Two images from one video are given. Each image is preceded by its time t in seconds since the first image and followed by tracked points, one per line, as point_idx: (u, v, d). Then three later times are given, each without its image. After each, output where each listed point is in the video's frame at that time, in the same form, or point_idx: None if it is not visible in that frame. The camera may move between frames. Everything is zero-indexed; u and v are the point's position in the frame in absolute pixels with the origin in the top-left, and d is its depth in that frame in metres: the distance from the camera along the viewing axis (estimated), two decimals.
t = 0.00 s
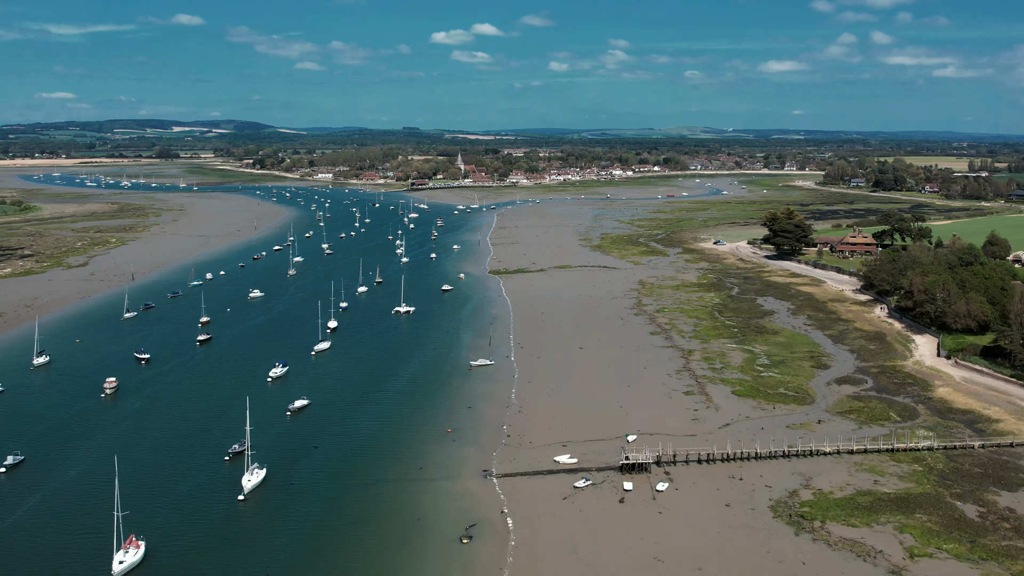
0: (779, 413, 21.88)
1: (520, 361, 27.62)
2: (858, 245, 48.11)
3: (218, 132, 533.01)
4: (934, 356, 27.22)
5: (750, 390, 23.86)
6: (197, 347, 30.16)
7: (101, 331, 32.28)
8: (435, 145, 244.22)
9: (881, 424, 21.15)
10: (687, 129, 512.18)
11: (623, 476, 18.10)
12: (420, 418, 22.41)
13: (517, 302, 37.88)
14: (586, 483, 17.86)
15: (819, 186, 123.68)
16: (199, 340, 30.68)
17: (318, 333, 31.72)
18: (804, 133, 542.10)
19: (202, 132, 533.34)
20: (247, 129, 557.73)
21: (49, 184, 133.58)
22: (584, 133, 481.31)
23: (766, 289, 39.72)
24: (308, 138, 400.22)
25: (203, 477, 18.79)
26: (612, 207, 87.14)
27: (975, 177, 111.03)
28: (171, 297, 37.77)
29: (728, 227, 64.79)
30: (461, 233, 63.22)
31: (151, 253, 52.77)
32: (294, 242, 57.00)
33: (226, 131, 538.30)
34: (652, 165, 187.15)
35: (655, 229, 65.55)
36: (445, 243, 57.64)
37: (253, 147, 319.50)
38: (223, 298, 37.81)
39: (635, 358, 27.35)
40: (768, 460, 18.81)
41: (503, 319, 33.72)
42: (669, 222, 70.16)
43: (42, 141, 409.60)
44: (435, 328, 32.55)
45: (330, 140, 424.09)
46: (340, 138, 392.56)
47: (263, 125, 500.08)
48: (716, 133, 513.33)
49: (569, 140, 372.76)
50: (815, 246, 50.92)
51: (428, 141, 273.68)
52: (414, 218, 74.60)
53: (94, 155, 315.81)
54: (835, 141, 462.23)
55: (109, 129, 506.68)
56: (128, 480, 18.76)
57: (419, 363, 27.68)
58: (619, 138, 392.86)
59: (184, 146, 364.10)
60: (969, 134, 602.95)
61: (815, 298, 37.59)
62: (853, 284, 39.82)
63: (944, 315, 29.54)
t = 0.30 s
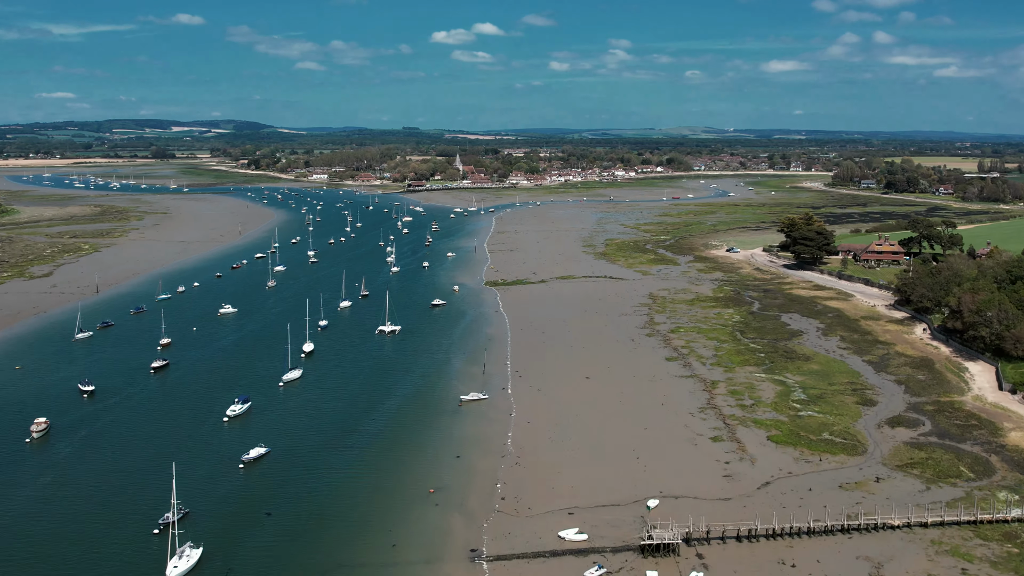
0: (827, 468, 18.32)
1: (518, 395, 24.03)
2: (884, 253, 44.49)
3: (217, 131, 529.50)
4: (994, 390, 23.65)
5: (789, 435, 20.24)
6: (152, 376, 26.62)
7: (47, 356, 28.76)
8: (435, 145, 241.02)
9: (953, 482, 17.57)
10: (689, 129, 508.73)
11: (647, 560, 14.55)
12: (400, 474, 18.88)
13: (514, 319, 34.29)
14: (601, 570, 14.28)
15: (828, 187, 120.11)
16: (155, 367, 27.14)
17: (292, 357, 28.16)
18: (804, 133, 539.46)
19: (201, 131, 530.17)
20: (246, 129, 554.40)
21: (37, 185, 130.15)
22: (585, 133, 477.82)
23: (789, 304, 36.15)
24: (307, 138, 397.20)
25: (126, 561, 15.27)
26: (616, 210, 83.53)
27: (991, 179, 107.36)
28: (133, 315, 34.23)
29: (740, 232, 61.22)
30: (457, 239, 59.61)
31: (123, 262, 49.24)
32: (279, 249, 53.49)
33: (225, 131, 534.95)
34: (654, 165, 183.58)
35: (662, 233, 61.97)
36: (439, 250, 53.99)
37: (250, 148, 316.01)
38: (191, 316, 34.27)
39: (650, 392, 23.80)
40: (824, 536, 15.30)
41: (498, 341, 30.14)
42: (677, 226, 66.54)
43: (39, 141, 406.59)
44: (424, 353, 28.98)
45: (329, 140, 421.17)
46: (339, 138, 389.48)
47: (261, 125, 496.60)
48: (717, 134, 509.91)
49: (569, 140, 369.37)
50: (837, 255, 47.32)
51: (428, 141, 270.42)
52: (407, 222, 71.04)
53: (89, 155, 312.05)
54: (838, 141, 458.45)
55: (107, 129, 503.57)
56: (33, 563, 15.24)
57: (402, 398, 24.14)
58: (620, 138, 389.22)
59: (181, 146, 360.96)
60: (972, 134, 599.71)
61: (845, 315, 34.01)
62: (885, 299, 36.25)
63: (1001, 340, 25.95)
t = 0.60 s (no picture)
0: (899, 550, 14.68)
1: (515, 442, 20.34)
2: (915, 263, 40.81)
3: (215, 131, 525.69)
4: None
5: (845, 501, 16.61)
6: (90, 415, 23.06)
7: None
8: (434, 145, 237.73)
9: None
10: (690, 129, 504.69)
11: None
12: (366, 559, 15.25)
13: (510, 339, 30.60)
14: None
15: (837, 188, 116.52)
16: (94, 404, 23.56)
17: (254, 391, 24.55)
18: (806, 133, 535.50)
19: (199, 131, 526.92)
20: (244, 129, 551.07)
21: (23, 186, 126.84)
22: (586, 133, 473.76)
23: (817, 321, 32.52)
24: (305, 137, 394.06)
25: None
26: (620, 213, 79.76)
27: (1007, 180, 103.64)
28: (85, 336, 30.65)
29: (753, 237, 57.46)
30: (452, 245, 55.88)
31: (90, 271, 45.64)
32: (260, 257, 49.80)
33: (223, 130, 531.56)
34: (657, 165, 179.99)
35: (670, 239, 58.26)
36: (432, 258, 50.27)
37: (247, 148, 312.38)
38: (149, 339, 30.68)
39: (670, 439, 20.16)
40: None
41: (492, 368, 26.47)
42: (685, 231, 62.90)
43: (35, 141, 403.39)
44: (408, 384, 25.34)
45: (327, 139, 417.16)
46: (338, 138, 386.13)
47: (260, 125, 492.73)
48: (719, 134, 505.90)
49: (569, 139, 366.35)
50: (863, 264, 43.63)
51: (427, 141, 267.11)
52: (401, 226, 67.32)
53: (84, 155, 308.53)
54: (839, 142, 455.58)
55: (105, 129, 500.39)
56: None
57: (377, 446, 20.49)
58: (621, 138, 385.32)
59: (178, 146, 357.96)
60: (976, 134, 595.66)
61: (882, 335, 30.38)
62: (924, 317, 32.59)
63: None
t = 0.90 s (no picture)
0: None
1: (510, 508, 16.82)
2: (952, 276, 37.15)
3: (214, 130, 522.34)
4: None
5: None
6: (8, 467, 19.55)
7: None
8: (433, 147, 234.43)
9: None
10: (691, 129, 501.38)
11: None
12: None
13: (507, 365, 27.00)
14: None
15: (848, 190, 112.96)
16: (14, 453, 20.06)
17: (206, 439, 20.98)
18: (807, 133, 531.84)
19: (198, 131, 523.78)
20: (243, 129, 547.89)
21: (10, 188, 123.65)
22: (588, 133, 470.71)
23: (853, 344, 28.90)
24: (304, 138, 390.99)
25: None
26: (624, 217, 76.09)
27: None
28: (25, 363, 27.14)
29: (767, 245, 53.75)
30: (445, 254, 52.19)
31: (52, 282, 42.16)
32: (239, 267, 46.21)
33: (222, 130, 528.40)
34: (660, 166, 176.47)
35: (679, 246, 54.60)
36: (424, 268, 46.61)
37: (244, 148, 309.06)
38: (98, 366, 27.16)
39: (700, 505, 16.61)
40: None
41: (485, 407, 22.92)
42: (695, 237, 59.31)
43: (32, 141, 400.39)
44: (388, 425, 21.82)
45: (327, 139, 414.05)
46: (337, 138, 382.96)
47: (259, 124, 489.17)
48: (721, 133, 502.21)
49: (570, 139, 363.03)
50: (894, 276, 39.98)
51: (426, 142, 263.84)
52: (393, 232, 63.62)
53: (78, 155, 304.77)
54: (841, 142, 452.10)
55: (103, 129, 497.34)
56: None
57: (344, 514, 16.97)
58: (622, 138, 381.93)
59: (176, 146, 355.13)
60: (979, 134, 592.23)
61: (930, 362, 26.75)
62: (974, 339, 28.95)
63: None
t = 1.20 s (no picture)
0: None
1: None
2: (997, 292, 33.54)
3: (213, 130, 518.82)
4: None
5: None
6: None
7: None
8: (432, 148, 231.28)
9: None
10: (693, 129, 497.71)
11: None
12: None
13: (503, 400, 23.38)
14: None
15: (859, 192, 109.47)
16: None
17: (139, 506, 17.38)
18: (810, 133, 528.37)
19: (196, 131, 520.72)
20: (242, 129, 544.85)
21: None
22: (587, 133, 466.79)
23: (898, 374, 25.32)
24: (302, 138, 387.73)
25: None
26: (629, 221, 72.48)
27: None
28: None
29: (784, 254, 50.15)
30: (439, 263, 48.56)
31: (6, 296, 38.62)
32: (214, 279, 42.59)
33: (221, 131, 525.33)
34: (663, 167, 173.13)
35: (689, 254, 51.00)
36: (415, 280, 42.97)
37: (241, 148, 305.56)
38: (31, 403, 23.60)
39: None
40: None
41: (477, 459, 19.35)
42: (706, 244, 55.76)
43: (29, 141, 397.66)
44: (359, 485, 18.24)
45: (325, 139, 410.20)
46: (336, 138, 379.88)
47: (258, 124, 485.65)
48: (723, 134, 498.51)
49: (571, 140, 359.79)
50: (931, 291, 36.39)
51: (425, 143, 260.48)
52: (384, 238, 59.98)
53: (75, 156, 302.26)
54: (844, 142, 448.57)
55: (101, 129, 494.46)
56: None
57: None
58: (623, 139, 378.05)
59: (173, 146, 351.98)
60: (982, 134, 588.61)
61: (992, 398, 23.11)
62: None
63: None
